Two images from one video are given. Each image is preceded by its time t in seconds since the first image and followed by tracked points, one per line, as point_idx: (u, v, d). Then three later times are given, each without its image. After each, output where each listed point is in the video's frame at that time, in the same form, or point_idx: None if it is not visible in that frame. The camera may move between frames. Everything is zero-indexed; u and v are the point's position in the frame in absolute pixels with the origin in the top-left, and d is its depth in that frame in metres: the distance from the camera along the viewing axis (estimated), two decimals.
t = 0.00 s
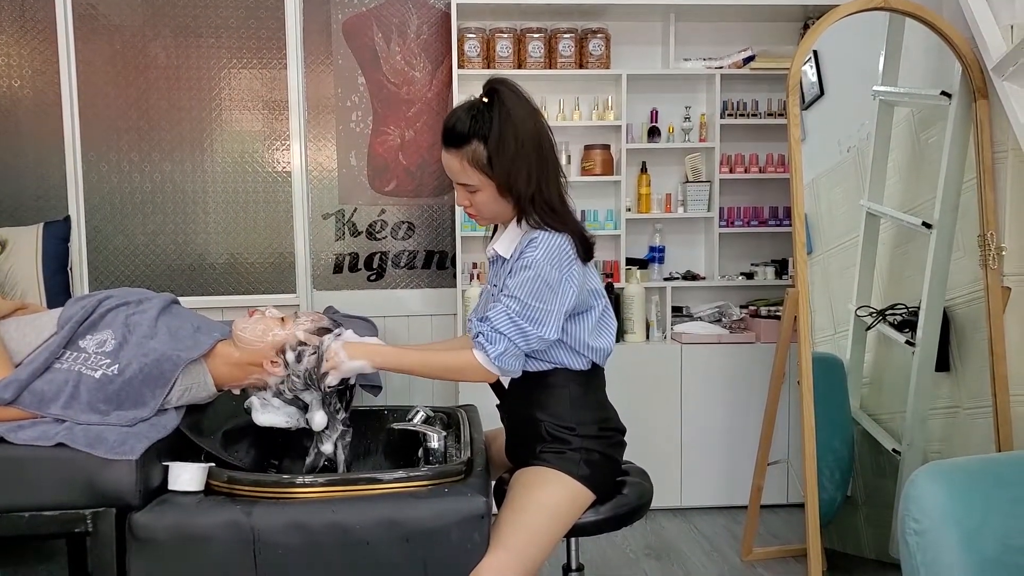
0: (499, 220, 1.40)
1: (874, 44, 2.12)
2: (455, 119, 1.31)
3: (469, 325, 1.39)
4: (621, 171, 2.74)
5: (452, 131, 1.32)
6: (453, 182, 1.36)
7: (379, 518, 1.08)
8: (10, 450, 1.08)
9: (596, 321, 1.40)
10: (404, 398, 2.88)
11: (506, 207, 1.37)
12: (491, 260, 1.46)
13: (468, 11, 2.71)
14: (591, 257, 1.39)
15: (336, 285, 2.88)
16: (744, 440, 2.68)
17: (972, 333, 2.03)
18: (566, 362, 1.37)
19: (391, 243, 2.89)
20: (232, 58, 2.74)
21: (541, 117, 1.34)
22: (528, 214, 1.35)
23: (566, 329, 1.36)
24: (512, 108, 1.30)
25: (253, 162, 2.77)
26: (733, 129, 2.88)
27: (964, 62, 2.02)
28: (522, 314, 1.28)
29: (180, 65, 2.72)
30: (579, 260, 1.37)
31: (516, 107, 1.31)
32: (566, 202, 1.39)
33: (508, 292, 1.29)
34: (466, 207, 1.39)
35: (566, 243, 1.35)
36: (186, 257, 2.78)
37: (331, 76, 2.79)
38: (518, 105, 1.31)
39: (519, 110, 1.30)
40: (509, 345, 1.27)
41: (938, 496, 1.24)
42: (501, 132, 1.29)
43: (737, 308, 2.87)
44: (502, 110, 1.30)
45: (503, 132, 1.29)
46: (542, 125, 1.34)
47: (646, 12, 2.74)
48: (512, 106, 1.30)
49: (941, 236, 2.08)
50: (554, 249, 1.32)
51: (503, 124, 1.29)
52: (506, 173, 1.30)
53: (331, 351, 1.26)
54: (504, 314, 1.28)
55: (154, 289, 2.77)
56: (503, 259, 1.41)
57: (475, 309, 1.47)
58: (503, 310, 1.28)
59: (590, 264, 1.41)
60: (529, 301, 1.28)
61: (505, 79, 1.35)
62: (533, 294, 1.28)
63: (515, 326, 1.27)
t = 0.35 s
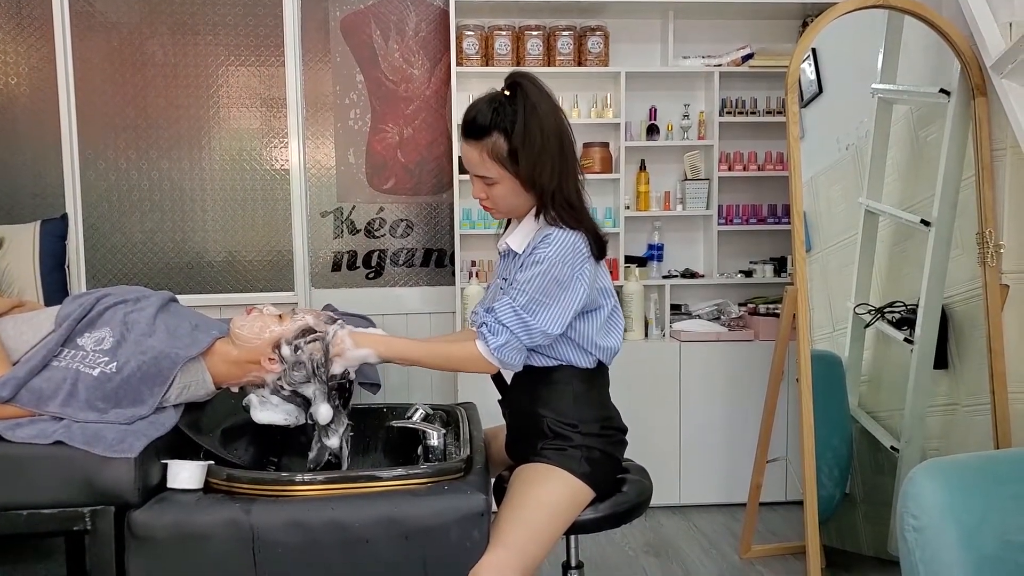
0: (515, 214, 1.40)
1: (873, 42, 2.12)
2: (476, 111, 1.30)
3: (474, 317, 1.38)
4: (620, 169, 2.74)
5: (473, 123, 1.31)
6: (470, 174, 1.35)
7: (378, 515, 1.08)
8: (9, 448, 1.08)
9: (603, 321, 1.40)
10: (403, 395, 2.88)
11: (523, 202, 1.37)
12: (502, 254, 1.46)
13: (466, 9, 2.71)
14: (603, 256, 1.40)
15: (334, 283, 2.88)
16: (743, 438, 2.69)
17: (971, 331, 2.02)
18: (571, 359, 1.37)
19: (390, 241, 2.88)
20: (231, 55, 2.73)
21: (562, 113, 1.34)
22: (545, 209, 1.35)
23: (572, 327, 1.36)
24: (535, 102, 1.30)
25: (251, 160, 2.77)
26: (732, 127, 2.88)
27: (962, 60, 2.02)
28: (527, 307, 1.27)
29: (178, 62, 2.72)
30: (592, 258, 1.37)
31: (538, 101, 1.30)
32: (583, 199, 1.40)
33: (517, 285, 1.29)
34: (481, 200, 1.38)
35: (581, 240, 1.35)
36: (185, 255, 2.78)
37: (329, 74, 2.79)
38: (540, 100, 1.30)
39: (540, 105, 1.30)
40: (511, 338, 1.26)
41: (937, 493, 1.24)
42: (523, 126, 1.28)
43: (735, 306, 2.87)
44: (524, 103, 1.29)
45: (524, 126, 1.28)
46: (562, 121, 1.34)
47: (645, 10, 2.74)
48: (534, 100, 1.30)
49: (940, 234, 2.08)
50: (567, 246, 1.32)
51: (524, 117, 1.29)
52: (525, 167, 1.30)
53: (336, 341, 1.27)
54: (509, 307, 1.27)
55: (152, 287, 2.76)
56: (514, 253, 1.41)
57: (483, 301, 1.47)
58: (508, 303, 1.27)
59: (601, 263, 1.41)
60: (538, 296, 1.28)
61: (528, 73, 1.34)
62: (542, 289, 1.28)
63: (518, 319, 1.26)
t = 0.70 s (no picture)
0: (535, 207, 1.39)
1: (874, 37, 2.12)
2: (499, 105, 1.30)
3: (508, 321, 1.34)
4: (619, 165, 2.74)
5: (496, 117, 1.30)
6: (492, 167, 1.34)
7: (378, 512, 1.08)
8: (9, 445, 1.07)
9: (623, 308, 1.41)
10: (402, 393, 2.88)
11: (543, 195, 1.36)
12: (521, 245, 1.45)
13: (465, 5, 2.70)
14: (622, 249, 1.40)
15: (333, 280, 2.88)
16: (742, 434, 2.69)
17: (970, 327, 2.02)
18: (601, 348, 1.38)
19: (388, 237, 2.88)
20: (229, 52, 2.73)
21: (585, 107, 1.33)
22: (566, 200, 1.35)
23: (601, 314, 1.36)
24: (559, 96, 1.30)
25: (249, 156, 2.76)
26: (731, 124, 2.87)
27: (963, 57, 2.01)
28: (570, 301, 1.26)
29: (176, 59, 2.71)
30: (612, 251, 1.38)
31: (561, 94, 1.30)
32: (604, 193, 1.40)
33: (553, 280, 1.27)
34: (502, 194, 1.37)
35: (601, 231, 1.35)
36: (183, 252, 2.78)
37: (327, 70, 2.78)
38: (563, 93, 1.30)
39: (563, 98, 1.30)
40: (563, 334, 1.25)
41: (937, 489, 1.23)
42: (547, 119, 1.28)
43: (735, 303, 2.87)
44: (547, 97, 1.29)
45: (548, 119, 1.28)
46: (585, 115, 1.33)
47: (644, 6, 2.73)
48: (558, 93, 1.29)
49: (940, 231, 2.08)
50: (591, 235, 1.32)
51: (548, 110, 1.28)
52: (547, 160, 1.30)
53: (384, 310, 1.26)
54: (554, 304, 1.24)
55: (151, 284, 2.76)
56: (534, 245, 1.40)
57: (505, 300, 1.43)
58: (551, 300, 1.25)
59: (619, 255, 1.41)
60: (576, 288, 1.27)
61: (550, 67, 1.34)
62: (578, 280, 1.27)
63: (566, 314, 1.25)
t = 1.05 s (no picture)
0: (535, 204, 1.39)
1: (874, 33, 2.11)
2: (500, 102, 1.30)
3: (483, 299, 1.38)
4: (619, 162, 2.74)
5: (496, 114, 1.30)
6: (492, 164, 1.35)
7: (379, 509, 1.08)
8: (8, 442, 1.07)
9: (612, 313, 1.38)
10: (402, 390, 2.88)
11: (543, 192, 1.36)
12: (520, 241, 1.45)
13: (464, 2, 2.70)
14: (621, 248, 1.40)
15: (333, 277, 2.88)
16: (742, 431, 2.69)
17: (969, 323, 2.03)
18: (575, 347, 1.36)
19: (388, 235, 2.88)
20: (228, 49, 2.72)
21: (586, 105, 1.33)
22: (566, 198, 1.35)
23: (580, 314, 1.35)
24: (559, 93, 1.29)
25: (249, 154, 2.76)
26: (730, 120, 2.87)
27: (961, 53, 2.02)
28: (536, 290, 1.27)
29: (175, 55, 2.71)
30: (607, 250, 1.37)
31: (562, 92, 1.29)
32: (605, 191, 1.39)
33: (527, 268, 1.28)
34: (503, 191, 1.37)
35: (598, 230, 1.35)
36: (183, 249, 2.78)
37: (326, 67, 2.78)
38: (564, 91, 1.30)
39: (564, 96, 1.29)
40: (518, 319, 1.26)
41: (937, 485, 1.24)
42: (546, 117, 1.27)
43: (734, 299, 2.87)
44: (548, 95, 1.29)
45: (549, 116, 1.28)
46: (586, 112, 1.33)
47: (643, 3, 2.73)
48: (559, 91, 1.29)
49: (939, 228, 2.08)
50: (582, 235, 1.32)
51: (549, 108, 1.28)
52: (546, 158, 1.30)
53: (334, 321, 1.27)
54: (518, 288, 1.27)
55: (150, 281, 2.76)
56: (531, 240, 1.40)
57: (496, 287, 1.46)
58: (517, 284, 1.27)
59: (617, 255, 1.41)
60: (546, 279, 1.27)
61: (552, 64, 1.33)
62: (550, 273, 1.27)
63: (526, 300, 1.26)
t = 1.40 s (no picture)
0: (508, 204, 1.39)
1: (873, 28, 2.11)
2: (466, 102, 1.29)
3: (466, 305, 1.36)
4: (617, 158, 2.73)
5: (463, 115, 1.30)
6: (462, 165, 1.34)
7: (378, 505, 1.07)
8: (4, 439, 1.07)
9: (596, 307, 1.38)
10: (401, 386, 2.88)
11: (515, 191, 1.36)
12: (497, 243, 1.44)
13: None
14: (598, 244, 1.40)
15: (331, 273, 2.87)
16: (741, 427, 2.69)
17: (968, 320, 2.02)
18: (563, 344, 1.36)
19: (386, 231, 2.87)
20: (225, 45, 2.71)
21: (553, 102, 1.32)
22: (538, 197, 1.34)
23: (564, 312, 1.35)
24: (526, 91, 1.29)
25: (246, 150, 2.75)
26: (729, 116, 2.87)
27: (961, 47, 2.01)
28: (520, 292, 1.26)
29: (172, 52, 2.70)
30: (586, 246, 1.37)
31: (529, 90, 1.29)
32: (577, 187, 1.39)
33: (509, 270, 1.27)
34: (474, 191, 1.37)
35: (573, 226, 1.34)
36: (181, 246, 2.77)
37: (324, 63, 2.77)
38: (531, 89, 1.29)
39: (531, 94, 1.29)
40: (505, 323, 1.25)
41: (936, 481, 1.24)
42: (513, 116, 1.27)
43: (733, 296, 2.86)
44: (514, 93, 1.28)
45: (517, 115, 1.27)
46: (554, 109, 1.32)
47: None
48: (525, 89, 1.29)
49: (938, 223, 2.07)
50: (559, 232, 1.31)
51: (516, 107, 1.28)
52: (516, 157, 1.29)
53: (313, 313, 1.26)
54: (502, 291, 1.25)
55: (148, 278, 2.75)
56: (507, 241, 1.40)
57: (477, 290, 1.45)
58: (501, 287, 1.26)
59: (595, 251, 1.41)
60: (529, 280, 1.26)
61: (517, 62, 1.33)
62: (533, 273, 1.27)
63: (512, 303, 1.25)
